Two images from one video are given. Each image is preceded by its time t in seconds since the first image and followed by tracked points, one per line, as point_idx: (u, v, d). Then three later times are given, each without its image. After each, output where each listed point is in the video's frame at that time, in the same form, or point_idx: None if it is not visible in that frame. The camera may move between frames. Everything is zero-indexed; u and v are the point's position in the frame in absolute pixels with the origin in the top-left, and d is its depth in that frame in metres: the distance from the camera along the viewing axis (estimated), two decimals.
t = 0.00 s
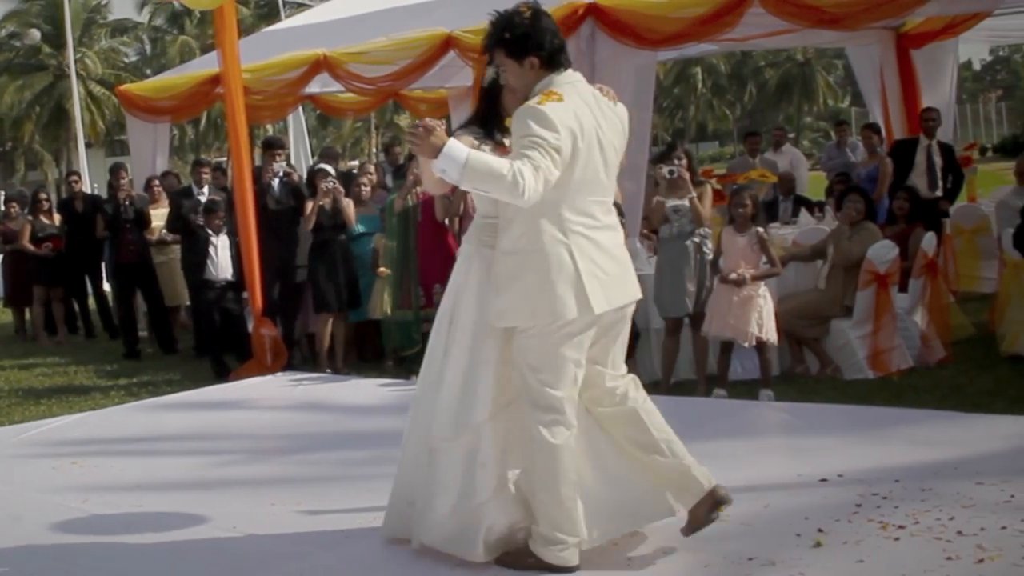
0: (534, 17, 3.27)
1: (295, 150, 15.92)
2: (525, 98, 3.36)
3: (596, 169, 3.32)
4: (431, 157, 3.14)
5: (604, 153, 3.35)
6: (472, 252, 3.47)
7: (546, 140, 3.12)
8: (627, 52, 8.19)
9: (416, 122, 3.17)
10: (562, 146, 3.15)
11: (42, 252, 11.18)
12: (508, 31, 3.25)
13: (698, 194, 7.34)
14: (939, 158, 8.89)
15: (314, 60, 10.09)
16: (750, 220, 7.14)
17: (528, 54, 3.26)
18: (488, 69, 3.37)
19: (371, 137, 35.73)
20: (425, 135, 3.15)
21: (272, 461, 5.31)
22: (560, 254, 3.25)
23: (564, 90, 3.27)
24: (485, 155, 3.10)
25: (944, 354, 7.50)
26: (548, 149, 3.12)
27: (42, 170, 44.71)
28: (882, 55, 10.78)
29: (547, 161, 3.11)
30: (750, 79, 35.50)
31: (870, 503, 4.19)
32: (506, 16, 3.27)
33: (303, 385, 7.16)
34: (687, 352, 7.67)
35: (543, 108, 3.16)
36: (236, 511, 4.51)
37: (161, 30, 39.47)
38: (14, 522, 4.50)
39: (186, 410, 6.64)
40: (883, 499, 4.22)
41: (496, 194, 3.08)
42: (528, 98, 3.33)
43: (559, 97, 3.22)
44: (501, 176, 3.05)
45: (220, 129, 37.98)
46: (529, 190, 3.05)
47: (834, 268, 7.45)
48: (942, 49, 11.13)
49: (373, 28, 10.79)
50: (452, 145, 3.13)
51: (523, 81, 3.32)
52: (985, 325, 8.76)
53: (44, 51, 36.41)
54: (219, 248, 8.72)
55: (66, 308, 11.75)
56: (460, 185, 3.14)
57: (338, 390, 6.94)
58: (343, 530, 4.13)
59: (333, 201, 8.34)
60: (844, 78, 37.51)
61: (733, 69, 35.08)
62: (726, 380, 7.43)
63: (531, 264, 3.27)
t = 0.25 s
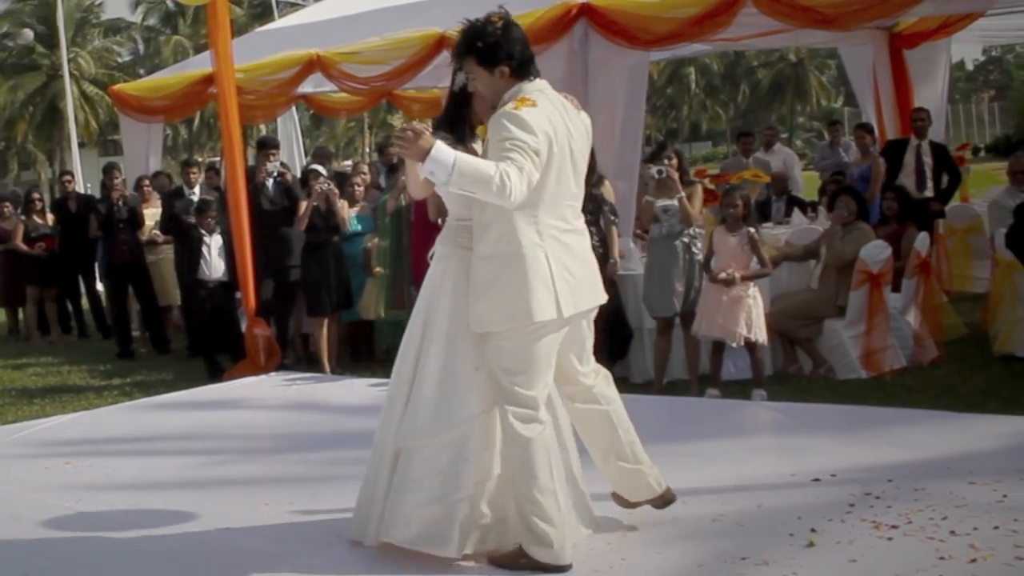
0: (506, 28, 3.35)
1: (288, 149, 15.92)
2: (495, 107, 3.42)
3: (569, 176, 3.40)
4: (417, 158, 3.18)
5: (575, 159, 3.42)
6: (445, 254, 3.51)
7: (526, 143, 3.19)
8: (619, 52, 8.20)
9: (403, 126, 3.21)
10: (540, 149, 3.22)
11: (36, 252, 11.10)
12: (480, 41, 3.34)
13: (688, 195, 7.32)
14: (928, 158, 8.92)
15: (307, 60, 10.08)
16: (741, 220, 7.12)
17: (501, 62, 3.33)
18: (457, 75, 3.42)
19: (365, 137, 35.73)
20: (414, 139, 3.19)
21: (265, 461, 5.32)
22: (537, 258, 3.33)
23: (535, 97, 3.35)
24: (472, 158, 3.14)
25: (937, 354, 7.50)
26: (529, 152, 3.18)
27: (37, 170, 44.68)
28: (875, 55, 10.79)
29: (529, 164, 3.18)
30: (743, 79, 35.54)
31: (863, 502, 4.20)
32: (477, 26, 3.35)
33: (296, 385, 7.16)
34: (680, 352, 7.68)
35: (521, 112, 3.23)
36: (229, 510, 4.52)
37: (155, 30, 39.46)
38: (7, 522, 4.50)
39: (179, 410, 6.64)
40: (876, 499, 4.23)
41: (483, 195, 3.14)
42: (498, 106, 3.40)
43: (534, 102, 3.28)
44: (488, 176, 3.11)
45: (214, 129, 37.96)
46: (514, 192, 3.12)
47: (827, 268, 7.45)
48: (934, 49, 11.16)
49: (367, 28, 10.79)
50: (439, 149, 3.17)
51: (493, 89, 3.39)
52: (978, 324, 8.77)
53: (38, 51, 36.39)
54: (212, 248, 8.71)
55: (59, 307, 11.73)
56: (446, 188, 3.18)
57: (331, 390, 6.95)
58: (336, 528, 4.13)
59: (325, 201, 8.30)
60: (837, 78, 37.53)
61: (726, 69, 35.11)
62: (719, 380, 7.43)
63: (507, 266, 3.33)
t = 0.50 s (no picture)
0: (513, 47, 3.37)
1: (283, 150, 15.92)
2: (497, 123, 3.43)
3: (574, 186, 3.46)
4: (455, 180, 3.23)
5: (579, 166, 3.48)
6: (448, 256, 3.52)
7: (548, 159, 3.26)
8: (615, 52, 8.21)
9: (440, 152, 3.23)
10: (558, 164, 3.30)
11: (30, 251, 11.17)
12: (491, 59, 3.33)
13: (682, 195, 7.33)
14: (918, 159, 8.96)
15: (302, 60, 10.08)
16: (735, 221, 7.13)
17: (509, 82, 3.35)
18: (456, 84, 3.42)
19: (360, 137, 35.72)
20: (452, 167, 3.22)
21: (259, 460, 5.31)
22: (551, 266, 3.38)
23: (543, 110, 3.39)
24: (506, 179, 3.20)
25: (932, 354, 7.51)
26: (551, 168, 3.27)
27: (32, 170, 44.63)
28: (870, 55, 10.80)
29: (551, 179, 3.27)
30: (738, 79, 35.56)
31: (858, 502, 4.20)
32: (487, 44, 3.34)
33: (291, 385, 7.16)
34: (675, 351, 7.68)
35: (539, 126, 3.29)
36: (224, 509, 4.51)
37: (150, 30, 39.43)
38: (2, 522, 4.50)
39: (174, 410, 6.63)
40: (871, 499, 4.23)
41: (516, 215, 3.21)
42: (502, 124, 3.41)
43: (545, 119, 3.34)
44: (523, 200, 3.19)
45: (209, 129, 37.93)
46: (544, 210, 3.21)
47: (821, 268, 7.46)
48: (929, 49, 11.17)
49: (362, 27, 10.79)
50: (474, 171, 3.20)
51: (498, 107, 3.40)
52: (973, 324, 8.78)
53: (33, 51, 36.36)
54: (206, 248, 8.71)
55: (54, 307, 11.72)
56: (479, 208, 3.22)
57: (325, 390, 6.94)
58: (332, 527, 4.12)
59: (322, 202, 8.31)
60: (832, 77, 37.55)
61: (721, 69, 35.13)
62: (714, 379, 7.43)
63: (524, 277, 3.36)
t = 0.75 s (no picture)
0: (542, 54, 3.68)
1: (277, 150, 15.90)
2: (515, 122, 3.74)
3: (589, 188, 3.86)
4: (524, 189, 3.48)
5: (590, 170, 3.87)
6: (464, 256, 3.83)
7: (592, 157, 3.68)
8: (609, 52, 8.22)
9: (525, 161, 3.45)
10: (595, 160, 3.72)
11: (25, 252, 11.05)
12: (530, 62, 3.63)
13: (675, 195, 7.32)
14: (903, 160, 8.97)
15: (296, 60, 10.08)
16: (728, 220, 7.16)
17: (542, 84, 3.66)
18: (467, 83, 3.70)
19: (354, 137, 35.70)
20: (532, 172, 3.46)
21: (253, 460, 5.32)
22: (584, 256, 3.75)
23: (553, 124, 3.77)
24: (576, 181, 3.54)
25: (926, 353, 7.53)
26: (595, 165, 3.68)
27: (26, 170, 44.59)
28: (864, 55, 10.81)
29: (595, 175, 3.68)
30: (732, 79, 35.59)
31: (851, 501, 4.21)
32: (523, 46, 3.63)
33: (285, 385, 7.16)
34: (669, 351, 7.69)
35: (572, 130, 3.68)
36: (218, 508, 4.52)
37: (144, 29, 39.40)
38: None
39: (168, 410, 6.63)
40: (865, 498, 4.23)
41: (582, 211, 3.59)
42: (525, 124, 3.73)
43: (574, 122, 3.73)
44: (591, 199, 3.56)
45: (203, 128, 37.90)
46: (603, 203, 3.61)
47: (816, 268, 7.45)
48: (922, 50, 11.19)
49: (356, 27, 10.80)
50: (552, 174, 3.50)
51: (525, 108, 3.70)
52: (966, 324, 8.80)
53: (27, 50, 36.33)
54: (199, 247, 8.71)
55: (48, 307, 11.72)
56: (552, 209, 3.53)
57: (320, 390, 6.94)
58: (326, 526, 4.12)
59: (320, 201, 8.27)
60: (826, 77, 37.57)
61: (715, 69, 35.15)
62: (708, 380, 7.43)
63: (560, 267, 3.69)
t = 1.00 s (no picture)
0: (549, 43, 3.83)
1: (267, 150, 15.89)
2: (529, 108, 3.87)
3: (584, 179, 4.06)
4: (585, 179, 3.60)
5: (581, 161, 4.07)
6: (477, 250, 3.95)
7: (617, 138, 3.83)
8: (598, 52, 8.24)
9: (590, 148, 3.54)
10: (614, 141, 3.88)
11: (13, 251, 11.09)
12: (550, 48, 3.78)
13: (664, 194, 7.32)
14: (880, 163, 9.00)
15: (286, 59, 10.08)
16: (717, 219, 7.17)
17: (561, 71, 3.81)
18: (477, 78, 3.79)
19: (345, 136, 35.70)
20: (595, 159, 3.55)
21: (242, 459, 5.32)
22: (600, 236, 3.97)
23: (568, 109, 3.91)
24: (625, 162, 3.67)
25: (913, 353, 7.55)
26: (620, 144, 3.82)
27: (18, 170, 44.55)
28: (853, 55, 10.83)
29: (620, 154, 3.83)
30: (722, 79, 35.62)
31: (840, 500, 4.22)
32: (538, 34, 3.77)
33: (275, 384, 7.16)
34: (658, 350, 7.69)
35: (598, 115, 3.88)
36: (207, 506, 4.52)
37: (135, 29, 39.39)
38: None
39: (156, 410, 6.63)
40: (853, 497, 4.25)
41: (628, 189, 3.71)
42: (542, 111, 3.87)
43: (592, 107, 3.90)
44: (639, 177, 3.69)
45: (194, 128, 37.87)
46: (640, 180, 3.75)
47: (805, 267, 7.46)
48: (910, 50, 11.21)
49: (346, 27, 10.80)
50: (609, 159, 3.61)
51: (542, 93, 3.84)
52: (954, 323, 8.82)
53: (17, 50, 36.29)
54: (189, 246, 8.71)
55: (38, 307, 11.71)
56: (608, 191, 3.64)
57: (309, 389, 6.95)
58: (316, 524, 4.13)
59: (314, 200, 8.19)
60: (815, 77, 37.64)
61: (705, 68, 35.20)
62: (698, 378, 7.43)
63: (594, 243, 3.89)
